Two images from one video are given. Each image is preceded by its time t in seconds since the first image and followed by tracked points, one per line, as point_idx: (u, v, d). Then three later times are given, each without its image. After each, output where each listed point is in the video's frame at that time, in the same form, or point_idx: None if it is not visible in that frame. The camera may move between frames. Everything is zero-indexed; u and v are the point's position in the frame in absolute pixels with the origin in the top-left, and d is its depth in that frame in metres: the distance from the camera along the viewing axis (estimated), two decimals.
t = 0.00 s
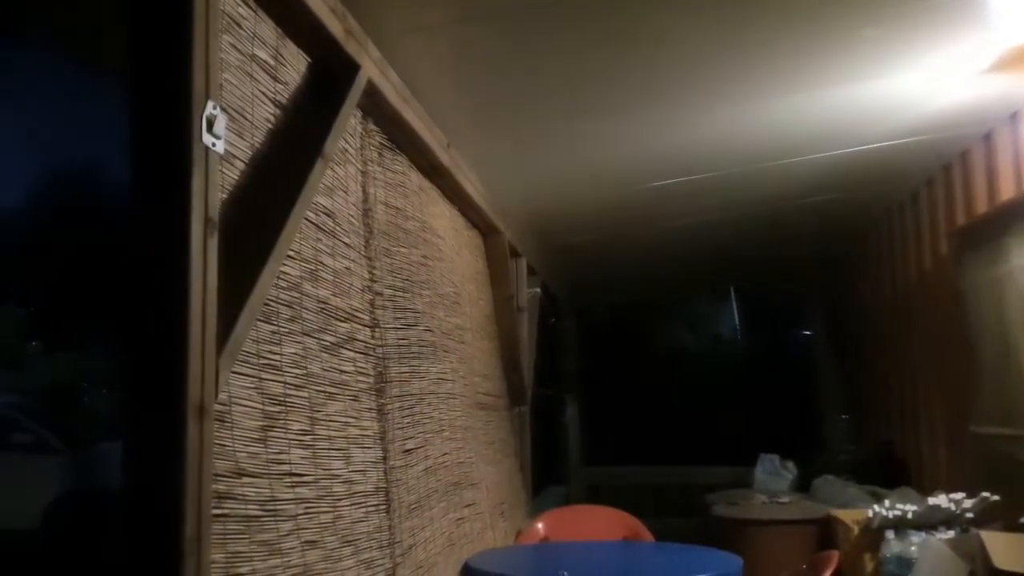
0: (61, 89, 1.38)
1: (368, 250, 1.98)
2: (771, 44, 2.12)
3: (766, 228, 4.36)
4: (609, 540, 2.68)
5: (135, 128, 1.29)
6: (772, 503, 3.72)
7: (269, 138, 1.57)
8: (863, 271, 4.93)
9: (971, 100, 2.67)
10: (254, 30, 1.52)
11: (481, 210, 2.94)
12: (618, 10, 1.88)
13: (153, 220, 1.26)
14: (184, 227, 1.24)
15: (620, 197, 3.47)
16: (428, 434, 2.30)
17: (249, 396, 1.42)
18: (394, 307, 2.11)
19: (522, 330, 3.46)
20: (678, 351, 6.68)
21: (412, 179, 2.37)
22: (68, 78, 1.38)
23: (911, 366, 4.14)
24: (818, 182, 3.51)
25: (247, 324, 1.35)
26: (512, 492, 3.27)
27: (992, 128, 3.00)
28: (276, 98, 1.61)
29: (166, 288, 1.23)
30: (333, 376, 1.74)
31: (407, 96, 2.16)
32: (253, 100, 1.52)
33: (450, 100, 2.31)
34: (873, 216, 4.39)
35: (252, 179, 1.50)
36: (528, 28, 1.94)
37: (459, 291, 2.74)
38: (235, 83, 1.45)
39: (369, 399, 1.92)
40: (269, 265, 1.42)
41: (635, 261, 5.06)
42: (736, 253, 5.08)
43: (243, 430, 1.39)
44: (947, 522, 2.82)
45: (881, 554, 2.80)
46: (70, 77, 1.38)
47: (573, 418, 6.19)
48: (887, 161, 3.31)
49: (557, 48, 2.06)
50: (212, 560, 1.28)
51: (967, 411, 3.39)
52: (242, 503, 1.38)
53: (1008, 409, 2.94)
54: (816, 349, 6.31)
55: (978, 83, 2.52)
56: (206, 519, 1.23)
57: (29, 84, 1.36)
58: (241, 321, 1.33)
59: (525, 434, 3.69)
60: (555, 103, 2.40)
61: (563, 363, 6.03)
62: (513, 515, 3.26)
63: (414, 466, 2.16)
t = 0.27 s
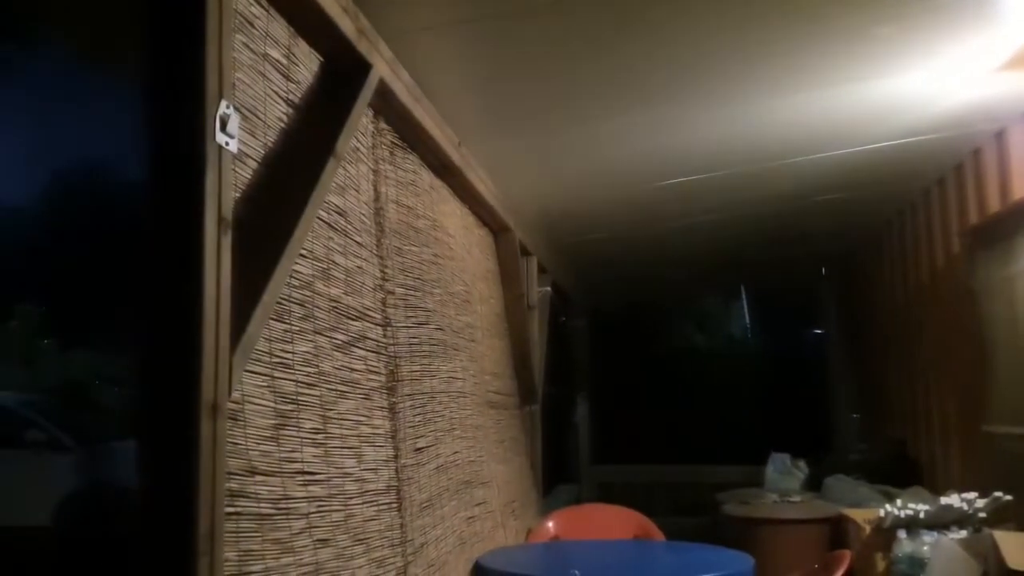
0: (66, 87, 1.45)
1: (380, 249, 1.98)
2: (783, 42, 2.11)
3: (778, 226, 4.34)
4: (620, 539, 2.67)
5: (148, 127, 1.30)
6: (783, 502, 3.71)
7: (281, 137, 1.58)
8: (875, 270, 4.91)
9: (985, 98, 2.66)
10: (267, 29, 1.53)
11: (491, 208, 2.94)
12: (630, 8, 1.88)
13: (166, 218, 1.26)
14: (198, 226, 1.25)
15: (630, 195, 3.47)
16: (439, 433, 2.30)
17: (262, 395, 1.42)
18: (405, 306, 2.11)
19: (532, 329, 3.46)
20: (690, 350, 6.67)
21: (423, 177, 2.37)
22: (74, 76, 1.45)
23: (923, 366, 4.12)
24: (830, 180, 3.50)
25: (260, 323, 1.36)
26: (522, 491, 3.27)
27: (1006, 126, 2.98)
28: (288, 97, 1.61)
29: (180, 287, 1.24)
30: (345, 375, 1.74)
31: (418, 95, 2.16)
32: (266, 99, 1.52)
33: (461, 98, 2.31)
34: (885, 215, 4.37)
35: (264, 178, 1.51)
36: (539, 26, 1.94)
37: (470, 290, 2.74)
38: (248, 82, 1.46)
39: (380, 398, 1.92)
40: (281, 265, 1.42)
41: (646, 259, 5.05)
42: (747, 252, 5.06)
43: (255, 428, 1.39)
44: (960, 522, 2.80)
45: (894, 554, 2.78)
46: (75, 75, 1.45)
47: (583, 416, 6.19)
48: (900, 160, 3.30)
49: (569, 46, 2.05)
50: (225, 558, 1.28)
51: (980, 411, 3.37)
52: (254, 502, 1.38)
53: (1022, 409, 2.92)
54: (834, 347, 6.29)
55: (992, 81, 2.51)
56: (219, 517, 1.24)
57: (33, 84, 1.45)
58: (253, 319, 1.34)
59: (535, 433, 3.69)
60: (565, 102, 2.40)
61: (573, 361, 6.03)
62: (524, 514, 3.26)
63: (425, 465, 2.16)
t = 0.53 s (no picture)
0: (71, 87, 1.51)
1: (394, 248, 1.99)
2: (800, 38, 2.09)
3: (791, 225, 4.33)
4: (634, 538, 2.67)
5: (164, 127, 1.31)
6: (798, 501, 3.70)
7: (297, 135, 1.58)
8: (890, 268, 4.89)
9: (1002, 95, 2.64)
10: (282, 28, 1.53)
11: (505, 207, 2.94)
12: (645, 6, 1.88)
13: (183, 217, 1.27)
14: (214, 225, 1.25)
15: (645, 193, 3.46)
16: (453, 431, 2.30)
17: (278, 393, 1.43)
18: (419, 305, 2.12)
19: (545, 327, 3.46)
20: (705, 347, 6.64)
21: (437, 176, 2.37)
22: (80, 76, 1.51)
23: (939, 364, 4.10)
24: (845, 178, 3.48)
25: (276, 322, 1.36)
26: (535, 489, 3.27)
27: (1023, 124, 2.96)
28: (303, 96, 1.61)
29: (196, 285, 1.25)
30: (359, 373, 1.74)
31: (432, 93, 2.17)
32: (281, 99, 1.52)
33: (475, 97, 2.31)
34: (900, 213, 4.35)
35: (279, 178, 1.51)
36: (554, 25, 1.94)
37: (483, 289, 2.74)
38: (264, 81, 1.46)
39: (394, 396, 1.93)
40: (297, 263, 1.43)
41: (659, 258, 5.05)
42: (761, 250, 5.05)
43: (271, 426, 1.40)
44: (977, 522, 2.78)
45: (909, 553, 2.77)
46: (81, 74, 1.51)
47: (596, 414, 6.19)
48: (916, 157, 3.28)
49: (583, 45, 2.05)
50: (242, 555, 1.29)
51: (996, 410, 3.35)
52: (270, 499, 1.39)
53: None
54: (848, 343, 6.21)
55: (1009, 78, 2.49)
56: (236, 515, 1.24)
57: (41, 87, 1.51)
58: (270, 318, 1.34)
59: (548, 431, 3.69)
60: (579, 100, 2.39)
61: (586, 359, 6.02)
62: (537, 513, 3.26)
63: (439, 463, 2.17)
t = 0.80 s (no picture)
0: (71, 87, 1.49)
1: (405, 247, 1.99)
2: (811, 39, 2.10)
3: (802, 224, 4.32)
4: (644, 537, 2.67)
5: (176, 128, 1.31)
6: (808, 501, 3.69)
7: (308, 136, 1.59)
8: (901, 267, 4.88)
9: (1014, 94, 2.63)
10: (293, 28, 1.53)
11: (515, 206, 2.94)
12: (656, 6, 1.88)
13: (195, 218, 1.27)
14: (226, 225, 1.25)
15: (654, 193, 3.45)
16: (463, 431, 2.31)
17: (290, 392, 1.43)
18: (430, 304, 2.12)
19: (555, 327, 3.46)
20: (716, 347, 6.64)
21: (447, 175, 2.37)
22: (78, 76, 1.50)
23: (950, 364, 4.09)
24: (855, 178, 3.47)
25: (288, 321, 1.36)
26: (546, 489, 3.27)
27: None
28: (315, 96, 1.62)
29: (209, 285, 1.25)
30: (370, 372, 1.75)
31: (442, 93, 2.17)
32: (293, 99, 1.53)
33: (484, 97, 2.31)
34: (911, 212, 4.34)
35: (291, 178, 1.52)
36: (564, 24, 1.94)
37: (493, 288, 2.74)
38: (276, 81, 1.47)
39: (405, 395, 1.93)
40: (309, 263, 1.43)
41: (669, 258, 5.05)
42: (771, 250, 5.04)
43: (283, 425, 1.40)
44: (989, 522, 2.78)
45: (921, 553, 2.77)
46: (80, 75, 1.50)
47: (606, 414, 6.18)
48: (927, 156, 3.27)
49: (593, 44, 2.05)
50: (254, 554, 1.29)
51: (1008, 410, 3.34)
52: (282, 498, 1.39)
53: None
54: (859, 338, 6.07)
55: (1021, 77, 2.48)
56: (249, 514, 1.25)
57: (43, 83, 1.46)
58: (282, 317, 1.35)
59: (558, 431, 3.69)
60: (590, 100, 2.40)
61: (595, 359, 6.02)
62: (548, 513, 3.26)
63: (450, 463, 2.17)
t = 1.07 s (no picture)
0: (75, 87, 1.49)
1: (417, 246, 1.99)
2: (830, 35, 2.08)
3: (815, 223, 4.31)
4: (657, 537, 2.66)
5: (190, 129, 1.32)
6: (822, 501, 3.68)
7: (322, 135, 1.59)
8: (915, 266, 4.85)
9: None
10: (308, 28, 1.54)
11: (528, 205, 2.94)
12: (669, 4, 1.87)
13: (210, 218, 1.28)
14: (241, 225, 1.26)
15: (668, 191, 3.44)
16: (476, 430, 2.31)
17: (304, 391, 1.43)
18: (443, 303, 2.12)
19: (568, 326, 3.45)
20: (728, 347, 6.59)
21: (460, 174, 2.37)
22: (81, 76, 1.50)
23: (965, 363, 4.06)
24: (869, 176, 3.46)
25: (302, 320, 1.37)
26: (559, 489, 3.27)
27: None
28: (328, 96, 1.62)
29: (224, 285, 1.25)
30: (384, 371, 1.75)
31: (455, 92, 2.17)
32: (307, 98, 1.53)
33: (498, 96, 2.31)
34: (926, 211, 4.32)
35: (305, 177, 1.52)
36: (577, 22, 1.94)
37: (506, 287, 2.74)
38: (289, 81, 1.47)
39: (418, 394, 1.93)
40: (323, 261, 1.43)
41: (681, 257, 5.05)
42: (784, 248, 5.03)
43: (298, 424, 1.40)
44: (1006, 523, 2.76)
45: (936, 553, 2.76)
46: (82, 75, 1.50)
47: (619, 413, 6.17)
48: (942, 154, 3.25)
49: (607, 43, 2.05)
50: (269, 553, 1.30)
51: None
52: (296, 497, 1.39)
53: None
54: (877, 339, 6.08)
55: None
56: (263, 513, 1.25)
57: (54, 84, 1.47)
58: (296, 316, 1.35)
59: (571, 430, 3.69)
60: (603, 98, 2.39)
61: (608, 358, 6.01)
62: (561, 512, 3.26)
63: (463, 461, 2.17)
